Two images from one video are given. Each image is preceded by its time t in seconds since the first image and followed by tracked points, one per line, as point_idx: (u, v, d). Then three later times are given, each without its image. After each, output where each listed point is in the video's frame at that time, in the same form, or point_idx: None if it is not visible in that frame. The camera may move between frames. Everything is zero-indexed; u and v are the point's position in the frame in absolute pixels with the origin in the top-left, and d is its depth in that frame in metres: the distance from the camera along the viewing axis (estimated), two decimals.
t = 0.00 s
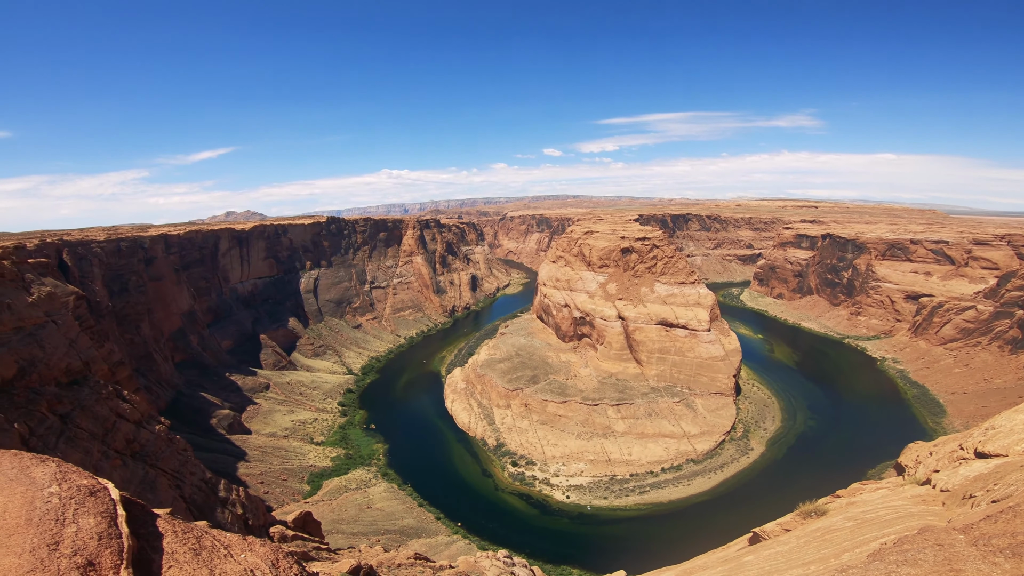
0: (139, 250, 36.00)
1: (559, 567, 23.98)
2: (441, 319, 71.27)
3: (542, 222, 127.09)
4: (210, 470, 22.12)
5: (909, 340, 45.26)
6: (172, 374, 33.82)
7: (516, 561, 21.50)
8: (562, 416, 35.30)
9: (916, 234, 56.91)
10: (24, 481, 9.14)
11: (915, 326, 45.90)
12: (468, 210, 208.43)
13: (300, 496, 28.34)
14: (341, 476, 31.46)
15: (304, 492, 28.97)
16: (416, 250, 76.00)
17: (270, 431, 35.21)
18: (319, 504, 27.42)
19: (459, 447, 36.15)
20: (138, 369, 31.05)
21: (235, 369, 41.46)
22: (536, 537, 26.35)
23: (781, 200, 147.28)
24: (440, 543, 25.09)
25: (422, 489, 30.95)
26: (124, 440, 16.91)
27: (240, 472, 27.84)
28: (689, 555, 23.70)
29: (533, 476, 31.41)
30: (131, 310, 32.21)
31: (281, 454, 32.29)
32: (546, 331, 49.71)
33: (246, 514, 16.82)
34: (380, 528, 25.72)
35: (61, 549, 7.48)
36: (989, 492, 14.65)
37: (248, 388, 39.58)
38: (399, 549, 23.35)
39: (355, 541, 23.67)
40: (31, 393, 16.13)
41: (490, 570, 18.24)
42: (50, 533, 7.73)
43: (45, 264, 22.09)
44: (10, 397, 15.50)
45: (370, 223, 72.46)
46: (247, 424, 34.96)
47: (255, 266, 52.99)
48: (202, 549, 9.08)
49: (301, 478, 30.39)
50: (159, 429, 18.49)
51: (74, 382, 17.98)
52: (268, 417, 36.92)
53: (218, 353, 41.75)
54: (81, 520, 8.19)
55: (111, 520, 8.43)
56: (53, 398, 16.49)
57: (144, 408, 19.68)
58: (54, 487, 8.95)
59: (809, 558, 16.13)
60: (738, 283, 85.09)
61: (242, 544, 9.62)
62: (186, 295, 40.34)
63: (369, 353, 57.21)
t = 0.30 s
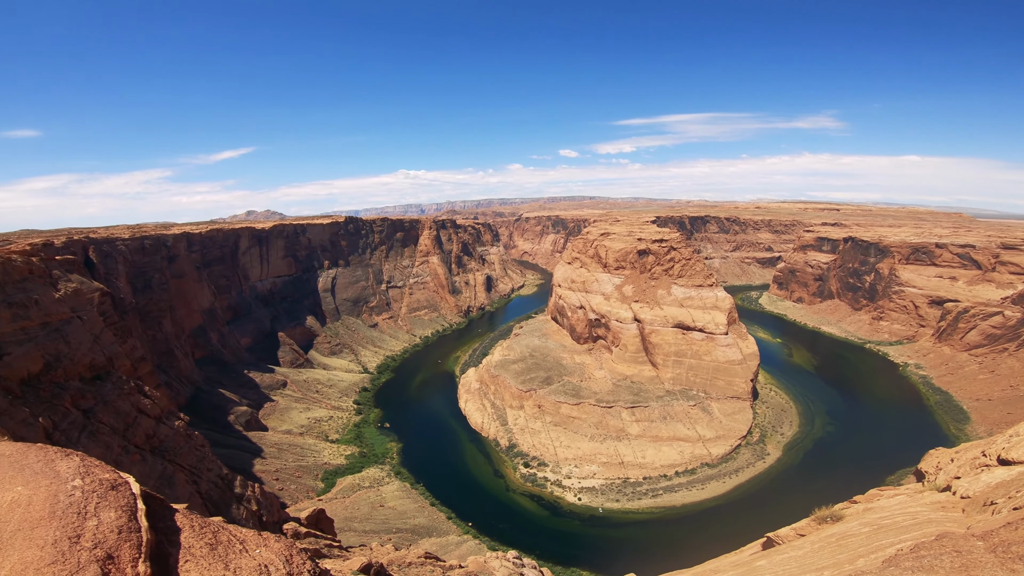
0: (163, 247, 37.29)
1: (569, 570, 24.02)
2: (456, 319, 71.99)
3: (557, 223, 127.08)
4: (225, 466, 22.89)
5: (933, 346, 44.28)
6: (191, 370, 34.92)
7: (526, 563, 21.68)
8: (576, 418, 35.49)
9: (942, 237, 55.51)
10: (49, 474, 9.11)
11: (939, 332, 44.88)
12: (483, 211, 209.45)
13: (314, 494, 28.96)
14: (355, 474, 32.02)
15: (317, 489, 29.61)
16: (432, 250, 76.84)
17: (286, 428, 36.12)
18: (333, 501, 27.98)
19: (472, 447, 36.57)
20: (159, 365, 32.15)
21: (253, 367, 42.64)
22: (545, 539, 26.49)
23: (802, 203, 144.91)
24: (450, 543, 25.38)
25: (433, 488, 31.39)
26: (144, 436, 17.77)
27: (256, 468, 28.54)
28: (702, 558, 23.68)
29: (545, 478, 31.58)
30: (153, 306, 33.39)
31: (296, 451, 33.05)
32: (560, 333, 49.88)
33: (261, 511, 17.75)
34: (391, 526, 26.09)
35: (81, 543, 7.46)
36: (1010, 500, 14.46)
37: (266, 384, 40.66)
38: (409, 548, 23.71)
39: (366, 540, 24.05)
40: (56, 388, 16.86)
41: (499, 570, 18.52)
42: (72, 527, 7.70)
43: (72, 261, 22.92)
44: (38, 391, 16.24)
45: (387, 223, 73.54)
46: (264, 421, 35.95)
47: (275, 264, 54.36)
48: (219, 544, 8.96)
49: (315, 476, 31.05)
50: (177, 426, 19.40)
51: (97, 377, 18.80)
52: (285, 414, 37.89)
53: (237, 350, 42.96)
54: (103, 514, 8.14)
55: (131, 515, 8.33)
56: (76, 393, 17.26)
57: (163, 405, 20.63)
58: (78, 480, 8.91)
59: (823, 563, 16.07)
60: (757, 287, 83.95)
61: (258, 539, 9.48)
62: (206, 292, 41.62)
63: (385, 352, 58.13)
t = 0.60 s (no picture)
0: (188, 245, 38.79)
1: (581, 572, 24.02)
2: (473, 318, 72.78)
3: (576, 224, 126.89)
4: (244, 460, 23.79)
5: (961, 352, 43.17)
6: (214, 366, 36.21)
7: (539, 564, 21.93)
8: (592, 420, 35.69)
9: (973, 241, 53.87)
10: (77, 466, 9.49)
11: (968, 338, 43.72)
12: (502, 212, 210.21)
13: (330, 490, 29.55)
14: (371, 472, 32.51)
15: (333, 486, 30.24)
16: (451, 250, 77.75)
17: (305, 424, 37.16)
18: (348, 498, 28.38)
19: (487, 446, 37.04)
20: (183, 361, 33.45)
21: (274, 363, 43.97)
22: (557, 540, 26.63)
23: (827, 205, 141.86)
24: (463, 542, 25.69)
25: (448, 486, 31.83)
26: (167, 430, 18.52)
27: (274, 464, 29.24)
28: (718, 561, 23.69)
29: (559, 479, 31.79)
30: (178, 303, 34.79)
31: (314, 448, 33.92)
32: (577, 334, 50.06)
33: (277, 506, 17.87)
34: (405, 525, 26.30)
35: (105, 534, 7.62)
36: None
37: (286, 380, 41.93)
38: (422, 546, 23.98)
39: (381, 536, 24.23)
40: (84, 381, 18.02)
41: (510, 570, 18.85)
42: (96, 517, 7.90)
43: (101, 258, 24.44)
44: (67, 384, 17.42)
45: (407, 223, 74.72)
46: (283, 417, 37.01)
47: (297, 262, 55.88)
48: (238, 538, 9.12)
49: (332, 473, 31.75)
50: (199, 421, 20.29)
51: (123, 371, 19.81)
52: (304, 411, 38.99)
53: (258, 347, 44.38)
54: (127, 506, 8.34)
55: (154, 507, 8.55)
56: (103, 387, 18.31)
57: (186, 400, 21.59)
58: (104, 473, 9.22)
59: (841, 568, 16.02)
60: (780, 290, 82.55)
61: (275, 534, 9.62)
62: (230, 289, 43.08)
63: (403, 351, 59.15)
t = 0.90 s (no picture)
0: (212, 243, 40.08)
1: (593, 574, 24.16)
2: (489, 318, 73.45)
3: (594, 225, 126.51)
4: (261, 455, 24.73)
5: (990, 359, 42.10)
6: (235, 362, 37.50)
7: (550, 565, 22.18)
8: (607, 422, 35.84)
9: (1005, 245, 52.29)
10: (104, 458, 9.70)
11: (998, 343, 42.58)
12: (519, 212, 210.70)
13: (345, 487, 30.28)
14: (386, 469, 33.26)
15: (349, 483, 30.98)
16: (468, 250, 78.56)
17: (322, 421, 38.16)
18: (363, 495, 29.10)
19: (500, 446, 37.55)
20: (205, 357, 34.69)
21: (294, 360, 45.23)
22: (569, 542, 26.82)
23: (852, 206, 138.65)
24: (474, 541, 26.03)
25: (460, 486, 32.30)
26: (188, 425, 19.37)
27: (291, 460, 30.11)
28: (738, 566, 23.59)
29: (572, 480, 32.09)
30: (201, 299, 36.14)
31: (331, 444, 34.77)
32: (594, 335, 50.23)
33: (293, 503, 18.84)
34: (418, 522, 26.84)
35: (129, 527, 7.90)
36: None
37: (305, 377, 43.17)
38: (435, 544, 24.32)
39: (394, 533, 24.82)
40: (110, 375, 18.87)
41: (520, 570, 19.22)
42: (121, 510, 8.16)
43: (127, 255, 25.47)
44: (93, 378, 18.24)
45: (426, 222, 75.75)
46: (301, 414, 38.10)
47: (317, 261, 57.31)
48: (256, 531, 9.37)
49: (348, 469, 32.49)
50: (218, 417, 21.16)
51: (148, 366, 20.73)
52: (322, 408, 40.04)
53: (278, 344, 45.74)
54: (151, 498, 8.64)
55: (176, 500, 8.80)
56: (128, 381, 19.15)
57: (207, 395, 22.49)
58: (130, 465, 9.44)
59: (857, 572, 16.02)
60: (802, 293, 81.10)
61: (292, 528, 9.87)
62: (252, 287, 44.44)
63: (420, 350, 60.10)
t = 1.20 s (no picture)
0: (232, 240, 41.13)
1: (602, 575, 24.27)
2: (503, 318, 74.00)
3: (609, 225, 126.10)
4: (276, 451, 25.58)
5: (1016, 365, 41.18)
6: (253, 359, 38.59)
7: (559, 565, 22.40)
8: (620, 423, 35.97)
9: None
10: (127, 451, 9.60)
11: None
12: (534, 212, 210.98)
13: (358, 484, 30.97)
14: (398, 467, 33.90)
15: (361, 480, 31.68)
16: (483, 249, 79.17)
17: (337, 418, 39.02)
18: (375, 493, 29.76)
19: (512, 445, 38.01)
20: (224, 353, 35.74)
21: (310, 357, 46.33)
22: (579, 543, 27.01)
23: (874, 208, 135.67)
24: (484, 540, 26.33)
25: (471, 485, 32.68)
26: (206, 420, 20.26)
27: (305, 457, 30.88)
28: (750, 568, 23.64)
29: (583, 481, 32.34)
30: (221, 296, 37.16)
31: (345, 441, 35.54)
32: (608, 336, 50.33)
33: (306, 499, 19.52)
34: (429, 520, 27.35)
35: (150, 518, 7.79)
36: None
37: (321, 374, 44.21)
38: (444, 543, 24.72)
39: (405, 531, 25.35)
40: (131, 370, 19.67)
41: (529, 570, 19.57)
42: (142, 502, 8.07)
43: (151, 251, 26.22)
44: (115, 373, 18.96)
45: (442, 222, 76.58)
46: (316, 410, 39.00)
47: (334, 259, 58.45)
48: (272, 525, 9.54)
49: (361, 466, 33.19)
50: (235, 413, 22.07)
51: (167, 361, 21.66)
52: (337, 405, 40.93)
53: (295, 341, 46.91)
54: (170, 491, 8.53)
55: (196, 493, 8.70)
56: (148, 376, 19.98)
57: (224, 390, 23.66)
58: (152, 459, 9.33)
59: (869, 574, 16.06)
60: (822, 296, 79.79)
61: (306, 522, 10.06)
62: (270, 283, 45.57)
63: (434, 348, 60.87)
